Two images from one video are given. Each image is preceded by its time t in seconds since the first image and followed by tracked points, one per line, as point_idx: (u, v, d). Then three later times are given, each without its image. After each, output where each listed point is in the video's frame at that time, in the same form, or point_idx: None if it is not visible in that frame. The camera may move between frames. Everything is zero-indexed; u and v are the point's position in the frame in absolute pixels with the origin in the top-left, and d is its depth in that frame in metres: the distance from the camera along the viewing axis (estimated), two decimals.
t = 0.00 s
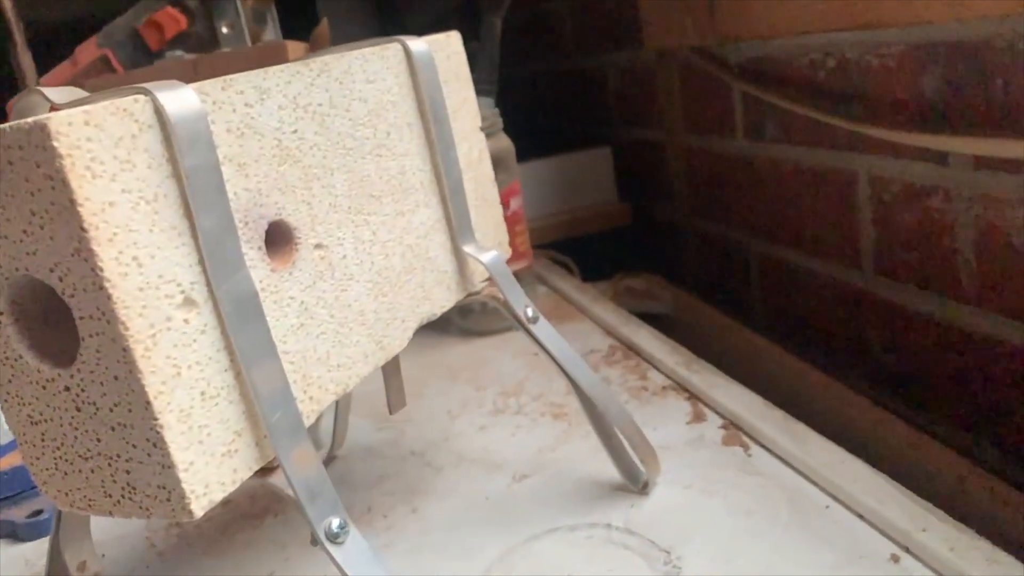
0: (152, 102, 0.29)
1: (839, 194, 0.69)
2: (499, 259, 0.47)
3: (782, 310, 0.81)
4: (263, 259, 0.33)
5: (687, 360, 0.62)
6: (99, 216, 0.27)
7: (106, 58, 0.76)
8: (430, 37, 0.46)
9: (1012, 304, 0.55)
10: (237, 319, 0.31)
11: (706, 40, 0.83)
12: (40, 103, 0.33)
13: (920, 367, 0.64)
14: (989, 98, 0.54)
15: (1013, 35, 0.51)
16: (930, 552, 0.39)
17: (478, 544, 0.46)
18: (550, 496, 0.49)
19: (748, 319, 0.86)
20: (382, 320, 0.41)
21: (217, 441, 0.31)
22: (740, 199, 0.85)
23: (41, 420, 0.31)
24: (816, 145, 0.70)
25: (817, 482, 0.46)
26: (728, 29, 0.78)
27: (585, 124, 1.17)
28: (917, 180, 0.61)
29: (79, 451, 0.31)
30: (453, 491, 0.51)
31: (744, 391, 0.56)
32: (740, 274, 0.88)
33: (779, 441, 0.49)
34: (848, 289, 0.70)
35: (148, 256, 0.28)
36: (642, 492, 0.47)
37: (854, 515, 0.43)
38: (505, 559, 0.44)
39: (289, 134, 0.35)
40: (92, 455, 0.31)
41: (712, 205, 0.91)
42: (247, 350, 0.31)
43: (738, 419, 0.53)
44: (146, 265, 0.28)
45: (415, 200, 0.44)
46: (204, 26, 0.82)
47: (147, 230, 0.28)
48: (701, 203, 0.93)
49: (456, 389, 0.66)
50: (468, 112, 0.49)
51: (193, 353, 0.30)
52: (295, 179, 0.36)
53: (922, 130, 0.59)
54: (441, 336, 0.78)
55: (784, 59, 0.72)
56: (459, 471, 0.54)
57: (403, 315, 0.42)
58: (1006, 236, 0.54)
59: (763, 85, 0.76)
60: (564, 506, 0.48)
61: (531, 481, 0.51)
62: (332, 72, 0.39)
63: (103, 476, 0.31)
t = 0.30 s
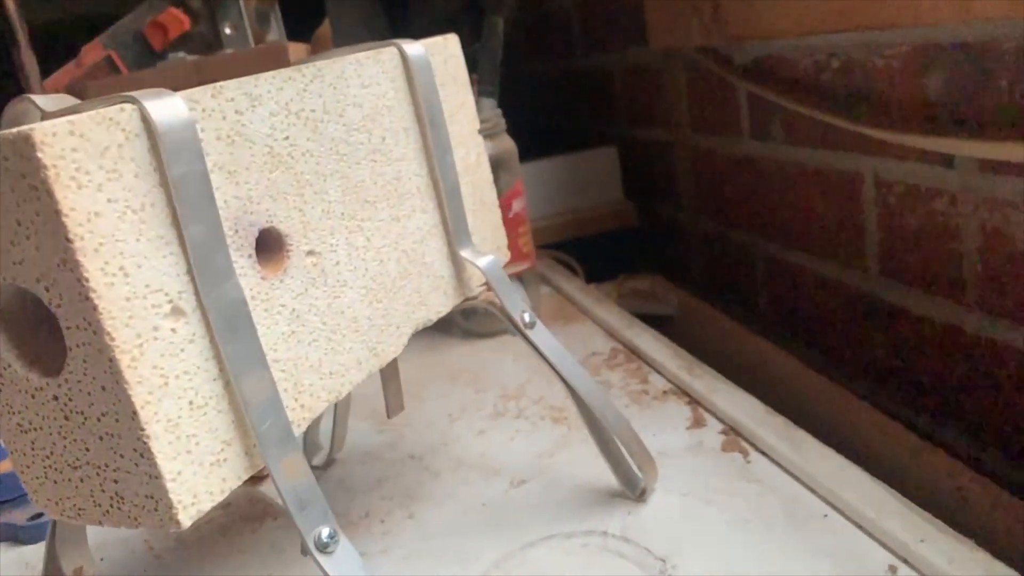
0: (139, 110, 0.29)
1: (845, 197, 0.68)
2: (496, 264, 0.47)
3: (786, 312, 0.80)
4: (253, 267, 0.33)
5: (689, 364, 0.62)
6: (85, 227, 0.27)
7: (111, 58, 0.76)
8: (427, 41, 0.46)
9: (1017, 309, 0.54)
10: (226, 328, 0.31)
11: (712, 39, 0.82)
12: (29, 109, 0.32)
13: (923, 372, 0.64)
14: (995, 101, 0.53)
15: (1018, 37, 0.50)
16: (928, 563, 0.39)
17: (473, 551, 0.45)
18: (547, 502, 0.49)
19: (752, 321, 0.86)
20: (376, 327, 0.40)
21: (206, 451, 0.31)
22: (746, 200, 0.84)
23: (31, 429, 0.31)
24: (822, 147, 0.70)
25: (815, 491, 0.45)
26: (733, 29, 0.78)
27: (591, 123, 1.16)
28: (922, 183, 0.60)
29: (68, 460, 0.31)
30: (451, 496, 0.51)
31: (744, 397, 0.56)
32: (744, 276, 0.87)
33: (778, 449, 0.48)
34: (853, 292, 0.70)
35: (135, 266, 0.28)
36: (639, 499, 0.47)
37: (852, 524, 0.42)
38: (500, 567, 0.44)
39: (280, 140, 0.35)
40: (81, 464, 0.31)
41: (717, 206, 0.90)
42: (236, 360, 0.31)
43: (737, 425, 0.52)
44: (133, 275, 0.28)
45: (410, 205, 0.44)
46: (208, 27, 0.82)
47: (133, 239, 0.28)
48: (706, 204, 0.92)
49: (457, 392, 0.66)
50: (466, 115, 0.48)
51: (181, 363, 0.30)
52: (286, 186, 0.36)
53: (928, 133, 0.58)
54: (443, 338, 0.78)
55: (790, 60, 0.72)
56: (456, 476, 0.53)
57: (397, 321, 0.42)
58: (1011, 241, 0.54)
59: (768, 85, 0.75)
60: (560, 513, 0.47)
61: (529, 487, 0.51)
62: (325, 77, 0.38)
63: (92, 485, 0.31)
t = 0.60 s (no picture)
0: (132, 124, 0.29)
1: (852, 200, 0.68)
2: (497, 272, 0.47)
3: (794, 316, 0.80)
4: (248, 278, 0.33)
5: (693, 370, 0.61)
6: (77, 242, 0.27)
7: (117, 63, 0.77)
8: (427, 48, 0.46)
9: None
10: (220, 340, 0.31)
11: (719, 41, 0.81)
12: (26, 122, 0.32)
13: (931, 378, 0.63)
14: (1003, 105, 0.52)
15: None
16: None
17: (473, 559, 0.45)
18: (549, 510, 0.49)
19: (759, 325, 0.85)
20: (375, 336, 0.40)
21: (200, 464, 0.31)
22: (753, 203, 0.83)
23: (27, 441, 0.31)
24: (829, 150, 0.69)
25: (818, 501, 0.45)
26: (740, 31, 0.77)
27: (599, 125, 1.16)
28: (931, 187, 0.59)
29: (63, 473, 0.31)
30: (453, 503, 0.51)
31: (749, 404, 0.55)
32: (751, 280, 0.87)
33: (782, 457, 0.48)
34: (861, 297, 0.69)
35: (127, 280, 0.28)
36: (640, 507, 0.47)
37: (855, 535, 0.42)
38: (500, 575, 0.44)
39: (277, 151, 0.35)
40: (76, 477, 0.31)
41: (724, 209, 0.89)
42: (230, 373, 0.31)
43: (741, 433, 0.52)
44: (125, 289, 0.28)
45: (410, 213, 0.43)
46: (214, 31, 0.81)
47: (126, 253, 0.28)
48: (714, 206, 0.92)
49: (461, 397, 0.66)
50: (466, 122, 0.48)
51: (174, 377, 0.30)
52: (283, 197, 0.35)
53: (938, 137, 0.58)
54: (448, 342, 0.78)
55: (797, 62, 0.71)
56: (458, 482, 0.53)
57: (396, 330, 0.42)
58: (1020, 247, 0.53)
59: (775, 88, 0.75)
60: (561, 521, 0.47)
61: (531, 495, 0.50)
62: (323, 86, 0.38)
63: (87, 497, 0.31)
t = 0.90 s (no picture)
0: (129, 138, 0.29)
1: (863, 203, 0.67)
2: (500, 279, 0.47)
3: (804, 319, 0.79)
4: (247, 290, 0.33)
5: (701, 376, 0.61)
6: (72, 257, 0.27)
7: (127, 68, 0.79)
8: (430, 54, 0.46)
9: None
10: (218, 353, 0.31)
11: (728, 42, 0.81)
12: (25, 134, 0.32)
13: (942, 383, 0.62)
14: (1014, 108, 0.51)
15: None
16: None
17: (476, 567, 0.45)
18: (553, 518, 0.48)
19: (770, 327, 0.85)
20: (376, 345, 0.40)
21: (198, 476, 0.31)
22: (764, 205, 0.83)
23: (28, 453, 0.32)
24: (840, 152, 0.68)
25: (824, 511, 0.44)
26: (750, 31, 0.77)
27: (609, 126, 1.15)
28: (942, 190, 0.59)
29: (63, 484, 0.31)
30: (457, 510, 0.51)
31: (756, 410, 0.55)
32: (761, 282, 0.86)
33: (789, 466, 0.48)
34: (871, 300, 0.68)
35: (123, 294, 0.28)
36: (644, 516, 0.46)
37: (861, 547, 0.42)
38: None
39: (276, 162, 0.35)
40: (75, 489, 0.31)
41: (734, 210, 0.89)
42: (228, 385, 0.31)
43: (748, 440, 0.51)
44: (121, 303, 0.28)
45: (412, 221, 0.43)
46: (223, 34, 0.81)
47: (122, 267, 0.28)
48: (724, 208, 0.91)
49: (468, 402, 0.66)
50: (470, 128, 0.48)
51: (171, 390, 0.30)
52: (282, 207, 0.35)
53: (951, 140, 0.57)
54: (457, 345, 0.78)
55: (807, 63, 0.70)
56: (462, 489, 0.53)
57: (398, 338, 0.42)
58: None
59: (786, 89, 0.74)
60: (565, 529, 0.47)
61: (535, 502, 0.50)
62: (324, 95, 0.38)
63: (86, 509, 0.31)
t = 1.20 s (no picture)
0: (125, 151, 0.29)
1: (874, 205, 0.66)
2: (503, 286, 0.46)
3: (814, 322, 0.78)
4: (246, 301, 0.33)
5: (708, 381, 0.60)
6: (68, 272, 0.27)
7: (136, 71, 0.79)
8: (433, 60, 0.45)
9: None
10: (215, 366, 0.31)
11: (738, 42, 0.80)
12: (24, 147, 0.32)
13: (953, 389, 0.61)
14: None
15: None
16: None
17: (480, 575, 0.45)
18: (557, 526, 0.48)
19: (779, 330, 0.84)
20: (377, 354, 0.40)
21: (196, 489, 0.31)
22: (774, 207, 0.82)
23: (27, 465, 0.32)
24: (851, 154, 0.68)
25: (830, 522, 0.44)
26: (759, 31, 0.76)
27: (619, 126, 1.14)
28: (953, 193, 0.58)
29: (62, 497, 0.31)
30: (461, 517, 0.51)
31: (764, 417, 0.54)
32: (771, 284, 0.85)
33: (796, 475, 0.47)
34: (882, 304, 0.68)
35: (120, 308, 0.28)
36: (649, 525, 0.46)
37: (866, 559, 0.41)
38: None
39: (275, 172, 0.35)
40: (75, 501, 0.31)
41: (745, 211, 0.88)
42: (226, 398, 0.31)
43: (754, 448, 0.51)
44: (118, 317, 0.28)
45: (414, 228, 0.43)
46: (231, 38, 0.81)
47: (119, 282, 0.28)
48: (734, 209, 0.90)
49: (474, 406, 0.66)
50: (474, 133, 0.48)
51: (168, 403, 0.30)
52: (282, 218, 0.35)
53: (962, 142, 0.56)
54: (464, 348, 0.77)
55: (817, 64, 0.70)
56: (467, 496, 0.53)
57: (399, 347, 0.42)
58: None
59: (796, 90, 0.73)
60: (568, 538, 0.47)
61: (539, 509, 0.50)
62: (324, 104, 0.38)
63: (85, 521, 0.31)
